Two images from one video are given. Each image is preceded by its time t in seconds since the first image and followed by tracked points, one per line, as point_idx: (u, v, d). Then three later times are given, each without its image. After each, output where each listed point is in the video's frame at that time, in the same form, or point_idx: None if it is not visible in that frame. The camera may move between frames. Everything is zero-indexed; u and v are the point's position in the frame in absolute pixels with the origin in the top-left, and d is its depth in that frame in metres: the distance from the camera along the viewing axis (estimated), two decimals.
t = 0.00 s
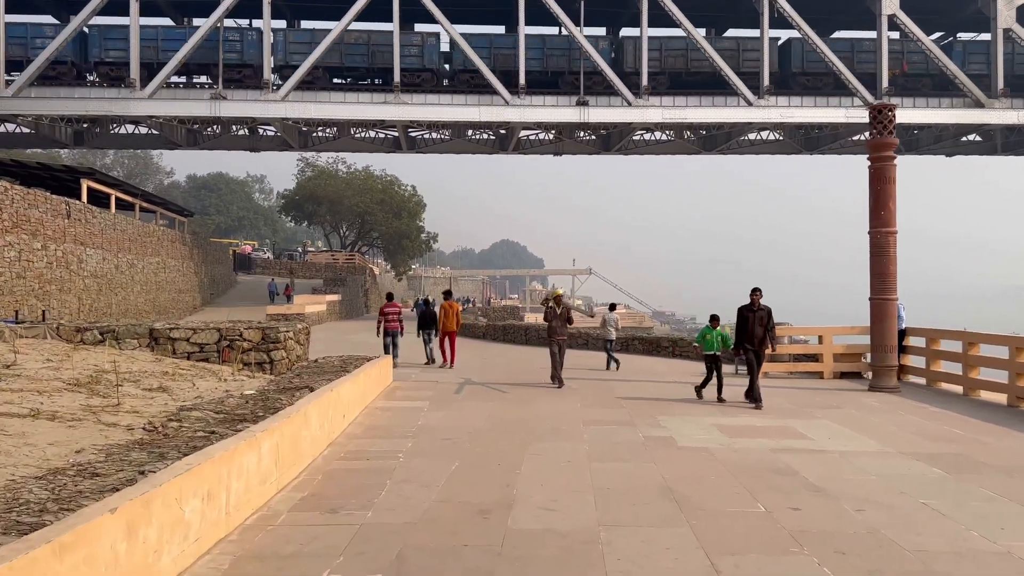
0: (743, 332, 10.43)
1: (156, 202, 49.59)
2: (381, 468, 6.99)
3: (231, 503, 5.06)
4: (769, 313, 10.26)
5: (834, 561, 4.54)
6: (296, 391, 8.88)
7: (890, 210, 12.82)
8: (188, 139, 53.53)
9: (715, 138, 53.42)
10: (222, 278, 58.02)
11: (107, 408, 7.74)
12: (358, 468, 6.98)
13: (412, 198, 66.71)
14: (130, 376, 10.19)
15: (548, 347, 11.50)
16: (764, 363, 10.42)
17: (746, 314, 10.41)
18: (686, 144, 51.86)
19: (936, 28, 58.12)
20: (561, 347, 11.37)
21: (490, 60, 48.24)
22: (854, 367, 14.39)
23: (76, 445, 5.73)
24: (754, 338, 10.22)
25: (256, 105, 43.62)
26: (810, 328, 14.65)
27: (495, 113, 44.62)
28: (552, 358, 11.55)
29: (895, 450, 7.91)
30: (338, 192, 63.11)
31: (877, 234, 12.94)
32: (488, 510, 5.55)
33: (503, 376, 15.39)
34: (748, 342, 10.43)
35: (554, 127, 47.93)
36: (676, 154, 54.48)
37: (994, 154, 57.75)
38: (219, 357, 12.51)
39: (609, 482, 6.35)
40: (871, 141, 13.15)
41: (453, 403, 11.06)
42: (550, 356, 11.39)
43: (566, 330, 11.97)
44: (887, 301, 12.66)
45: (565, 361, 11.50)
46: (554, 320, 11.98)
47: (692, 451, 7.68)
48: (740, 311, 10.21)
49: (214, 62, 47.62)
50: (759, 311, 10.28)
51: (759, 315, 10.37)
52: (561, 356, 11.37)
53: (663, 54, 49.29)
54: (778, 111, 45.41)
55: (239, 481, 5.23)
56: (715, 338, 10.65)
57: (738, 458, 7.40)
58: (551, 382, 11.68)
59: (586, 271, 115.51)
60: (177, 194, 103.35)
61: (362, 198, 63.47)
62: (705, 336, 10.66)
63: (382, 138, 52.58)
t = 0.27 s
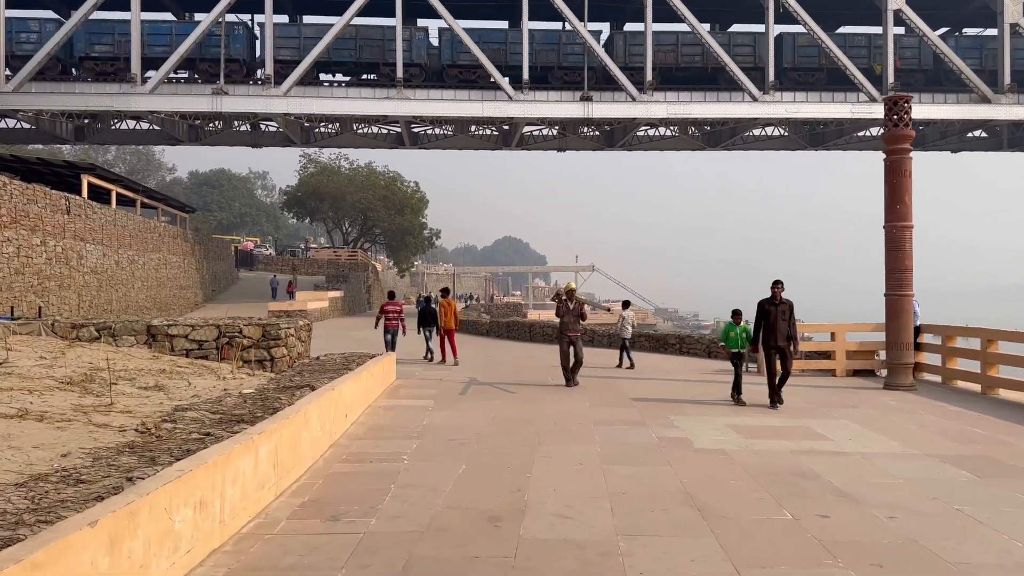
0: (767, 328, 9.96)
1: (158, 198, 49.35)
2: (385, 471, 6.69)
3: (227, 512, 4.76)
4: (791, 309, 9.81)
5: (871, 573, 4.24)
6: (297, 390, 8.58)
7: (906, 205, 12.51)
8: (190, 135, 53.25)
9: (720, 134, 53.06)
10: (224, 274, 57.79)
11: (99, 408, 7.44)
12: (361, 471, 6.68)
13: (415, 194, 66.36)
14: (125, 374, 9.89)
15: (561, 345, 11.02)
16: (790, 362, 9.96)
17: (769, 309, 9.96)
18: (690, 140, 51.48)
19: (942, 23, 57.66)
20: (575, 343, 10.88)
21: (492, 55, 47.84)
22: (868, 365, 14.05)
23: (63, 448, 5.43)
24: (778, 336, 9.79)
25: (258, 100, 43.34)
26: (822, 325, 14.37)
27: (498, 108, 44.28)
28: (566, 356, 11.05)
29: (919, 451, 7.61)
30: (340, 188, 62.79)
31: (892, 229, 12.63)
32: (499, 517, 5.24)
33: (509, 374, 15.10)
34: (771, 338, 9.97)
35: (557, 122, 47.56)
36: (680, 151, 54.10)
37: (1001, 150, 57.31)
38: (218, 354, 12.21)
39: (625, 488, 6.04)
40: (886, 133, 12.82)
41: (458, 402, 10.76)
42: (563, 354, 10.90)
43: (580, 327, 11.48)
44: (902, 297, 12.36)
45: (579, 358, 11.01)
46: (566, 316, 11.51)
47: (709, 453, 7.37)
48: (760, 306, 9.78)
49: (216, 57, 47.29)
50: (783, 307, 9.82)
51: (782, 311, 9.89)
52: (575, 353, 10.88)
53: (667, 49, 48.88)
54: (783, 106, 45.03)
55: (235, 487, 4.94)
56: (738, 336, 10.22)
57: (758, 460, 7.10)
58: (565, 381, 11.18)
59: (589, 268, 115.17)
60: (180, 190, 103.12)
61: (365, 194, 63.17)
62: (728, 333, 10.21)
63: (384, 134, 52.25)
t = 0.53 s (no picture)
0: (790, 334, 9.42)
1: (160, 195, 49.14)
2: (387, 481, 6.41)
3: (218, 529, 4.48)
4: (817, 312, 9.24)
5: None
6: (297, 394, 8.30)
7: (922, 202, 12.18)
8: (192, 132, 53.01)
9: (725, 130, 52.68)
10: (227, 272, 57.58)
11: (90, 414, 7.16)
12: (362, 481, 6.40)
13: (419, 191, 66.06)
14: (121, 377, 9.63)
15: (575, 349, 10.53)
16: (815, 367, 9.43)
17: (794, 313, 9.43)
18: (696, 137, 51.12)
19: (949, 19, 57.18)
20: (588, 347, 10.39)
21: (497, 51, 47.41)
22: (880, 367, 13.85)
23: (48, 460, 5.15)
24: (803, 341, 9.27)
25: (260, 97, 43.06)
26: (834, 326, 14.12)
27: (501, 105, 43.93)
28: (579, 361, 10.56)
29: (944, 459, 7.30)
30: (344, 186, 62.51)
31: (908, 227, 12.30)
32: (507, 534, 4.95)
33: (514, 375, 14.85)
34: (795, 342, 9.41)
35: (561, 119, 47.21)
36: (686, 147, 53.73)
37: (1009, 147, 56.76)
38: (217, 356, 11.93)
39: (639, 501, 5.75)
40: (902, 128, 12.48)
41: (463, 406, 10.49)
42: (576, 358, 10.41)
43: (594, 330, 10.98)
44: (918, 297, 12.04)
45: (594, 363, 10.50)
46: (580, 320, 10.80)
47: (725, 462, 7.07)
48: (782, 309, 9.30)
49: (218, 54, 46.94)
50: (808, 311, 9.24)
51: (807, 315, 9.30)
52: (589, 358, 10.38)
53: (671, 44, 48.52)
54: (789, 102, 44.63)
55: (228, 502, 4.65)
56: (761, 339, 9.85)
57: (776, 469, 6.81)
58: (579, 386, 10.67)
59: (592, 266, 114.85)
60: (183, 187, 102.92)
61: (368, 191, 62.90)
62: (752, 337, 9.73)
63: (387, 130, 51.93)
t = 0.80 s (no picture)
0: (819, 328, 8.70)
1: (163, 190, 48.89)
2: (386, 481, 6.12)
3: (203, 534, 4.19)
4: (849, 304, 8.56)
5: None
6: (294, 390, 8.01)
7: (940, 193, 11.84)
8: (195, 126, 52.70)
9: (732, 124, 52.22)
10: (231, 267, 57.35)
11: (76, 410, 6.87)
12: (360, 480, 6.10)
13: (423, 186, 65.74)
14: (114, 371, 9.34)
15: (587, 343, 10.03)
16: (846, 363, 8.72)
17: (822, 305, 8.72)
18: (701, 131, 50.72)
19: (958, 12, 56.56)
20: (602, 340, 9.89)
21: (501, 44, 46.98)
22: (894, 362, 13.61)
23: (24, 459, 4.85)
24: (834, 335, 8.55)
25: (263, 91, 42.74)
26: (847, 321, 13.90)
27: (506, 98, 43.57)
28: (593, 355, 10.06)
29: (968, 458, 6.98)
30: (347, 180, 62.23)
31: (925, 218, 11.95)
32: (511, 539, 4.65)
33: (519, 370, 14.56)
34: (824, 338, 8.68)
35: (566, 113, 46.77)
36: (692, 142, 53.30)
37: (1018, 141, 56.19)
38: (214, 350, 11.65)
39: (650, 505, 5.45)
40: (918, 116, 12.14)
41: (467, 402, 10.20)
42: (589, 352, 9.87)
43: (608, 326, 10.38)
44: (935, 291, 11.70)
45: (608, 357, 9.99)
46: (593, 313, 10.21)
47: (740, 462, 6.77)
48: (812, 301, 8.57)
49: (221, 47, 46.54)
50: (838, 302, 8.52)
51: (836, 308, 8.58)
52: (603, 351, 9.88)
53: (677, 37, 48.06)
54: (797, 96, 44.17)
55: (213, 505, 4.36)
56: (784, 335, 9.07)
57: (794, 470, 6.50)
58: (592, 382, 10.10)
59: (596, 262, 114.55)
60: (187, 183, 102.69)
61: (371, 186, 62.58)
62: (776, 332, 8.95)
63: (391, 125, 51.58)
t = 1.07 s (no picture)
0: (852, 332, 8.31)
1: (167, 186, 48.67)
2: (387, 493, 5.81)
3: (188, 558, 3.87)
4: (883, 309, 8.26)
5: None
6: (293, 394, 7.70)
7: (960, 189, 11.49)
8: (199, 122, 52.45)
9: (739, 120, 51.80)
10: (234, 264, 57.14)
11: (64, 416, 6.57)
12: (359, 492, 5.79)
13: (427, 183, 65.42)
14: (107, 373, 9.05)
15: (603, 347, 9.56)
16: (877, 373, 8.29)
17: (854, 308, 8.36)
18: (708, 127, 50.35)
19: (968, 7, 55.91)
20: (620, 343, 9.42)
21: (507, 39, 46.59)
22: (911, 364, 13.25)
23: None
24: (869, 339, 8.15)
25: (267, 86, 42.45)
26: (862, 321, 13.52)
27: (510, 94, 43.21)
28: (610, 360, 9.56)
29: (997, 468, 6.65)
30: (352, 177, 61.96)
31: (946, 216, 11.60)
32: (522, 561, 4.34)
33: (525, 371, 14.26)
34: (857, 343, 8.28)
35: (572, 109, 46.38)
36: (698, 138, 52.88)
37: None
38: (213, 351, 11.36)
39: (669, 522, 5.13)
40: (939, 110, 11.76)
41: (473, 405, 9.89)
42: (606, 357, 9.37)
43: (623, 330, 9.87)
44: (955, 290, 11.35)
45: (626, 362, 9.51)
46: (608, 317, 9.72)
47: (760, 473, 6.43)
48: (848, 302, 8.21)
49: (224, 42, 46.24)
50: (875, 305, 8.19)
51: (872, 311, 8.23)
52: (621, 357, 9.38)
53: (684, 32, 47.64)
54: (805, 91, 43.72)
55: (201, 526, 4.05)
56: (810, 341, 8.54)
57: (819, 483, 6.17)
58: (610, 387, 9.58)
59: (601, 258, 114.19)
60: (191, 179, 102.52)
61: (376, 183, 62.27)
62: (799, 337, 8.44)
63: (396, 121, 51.26)
